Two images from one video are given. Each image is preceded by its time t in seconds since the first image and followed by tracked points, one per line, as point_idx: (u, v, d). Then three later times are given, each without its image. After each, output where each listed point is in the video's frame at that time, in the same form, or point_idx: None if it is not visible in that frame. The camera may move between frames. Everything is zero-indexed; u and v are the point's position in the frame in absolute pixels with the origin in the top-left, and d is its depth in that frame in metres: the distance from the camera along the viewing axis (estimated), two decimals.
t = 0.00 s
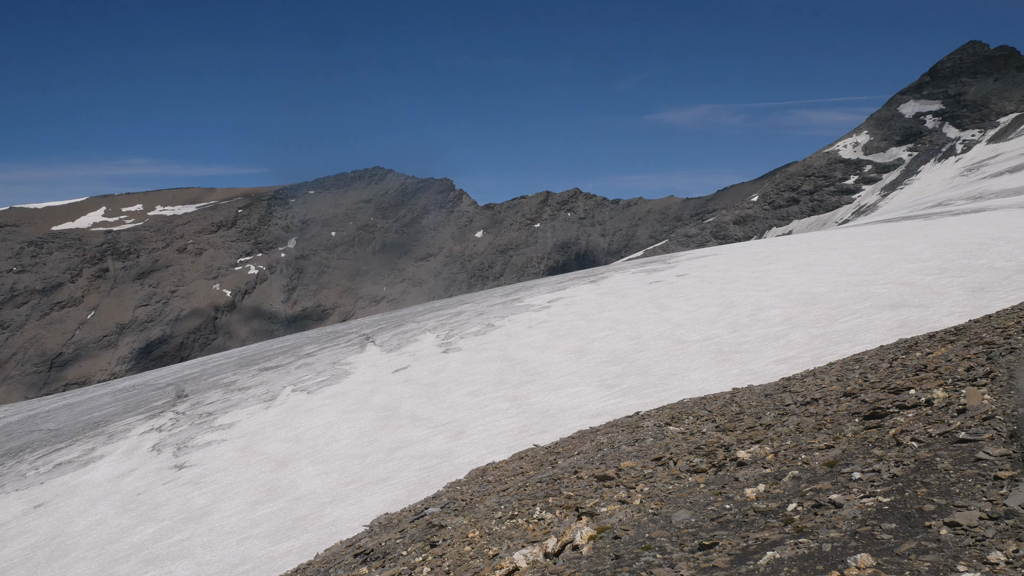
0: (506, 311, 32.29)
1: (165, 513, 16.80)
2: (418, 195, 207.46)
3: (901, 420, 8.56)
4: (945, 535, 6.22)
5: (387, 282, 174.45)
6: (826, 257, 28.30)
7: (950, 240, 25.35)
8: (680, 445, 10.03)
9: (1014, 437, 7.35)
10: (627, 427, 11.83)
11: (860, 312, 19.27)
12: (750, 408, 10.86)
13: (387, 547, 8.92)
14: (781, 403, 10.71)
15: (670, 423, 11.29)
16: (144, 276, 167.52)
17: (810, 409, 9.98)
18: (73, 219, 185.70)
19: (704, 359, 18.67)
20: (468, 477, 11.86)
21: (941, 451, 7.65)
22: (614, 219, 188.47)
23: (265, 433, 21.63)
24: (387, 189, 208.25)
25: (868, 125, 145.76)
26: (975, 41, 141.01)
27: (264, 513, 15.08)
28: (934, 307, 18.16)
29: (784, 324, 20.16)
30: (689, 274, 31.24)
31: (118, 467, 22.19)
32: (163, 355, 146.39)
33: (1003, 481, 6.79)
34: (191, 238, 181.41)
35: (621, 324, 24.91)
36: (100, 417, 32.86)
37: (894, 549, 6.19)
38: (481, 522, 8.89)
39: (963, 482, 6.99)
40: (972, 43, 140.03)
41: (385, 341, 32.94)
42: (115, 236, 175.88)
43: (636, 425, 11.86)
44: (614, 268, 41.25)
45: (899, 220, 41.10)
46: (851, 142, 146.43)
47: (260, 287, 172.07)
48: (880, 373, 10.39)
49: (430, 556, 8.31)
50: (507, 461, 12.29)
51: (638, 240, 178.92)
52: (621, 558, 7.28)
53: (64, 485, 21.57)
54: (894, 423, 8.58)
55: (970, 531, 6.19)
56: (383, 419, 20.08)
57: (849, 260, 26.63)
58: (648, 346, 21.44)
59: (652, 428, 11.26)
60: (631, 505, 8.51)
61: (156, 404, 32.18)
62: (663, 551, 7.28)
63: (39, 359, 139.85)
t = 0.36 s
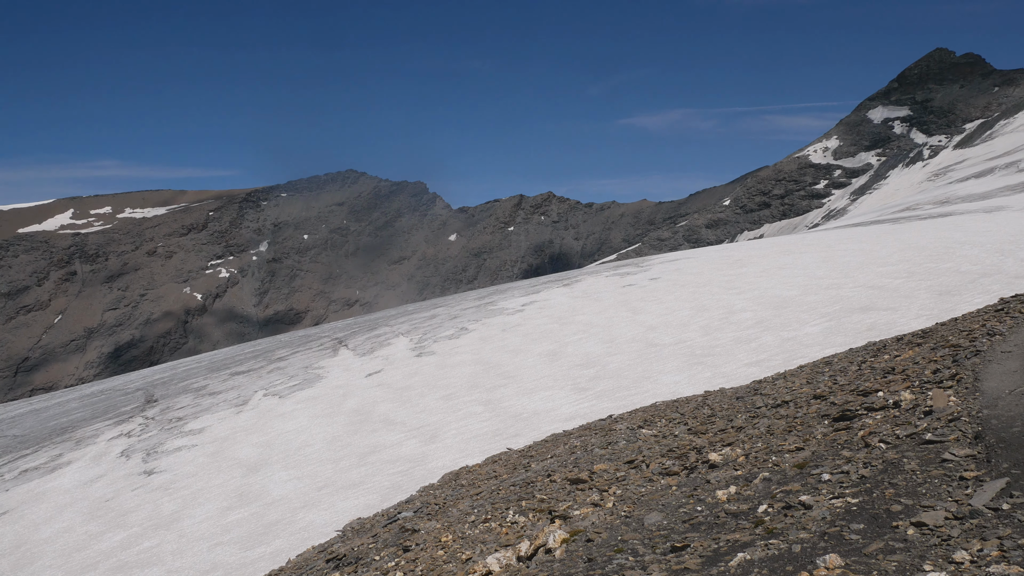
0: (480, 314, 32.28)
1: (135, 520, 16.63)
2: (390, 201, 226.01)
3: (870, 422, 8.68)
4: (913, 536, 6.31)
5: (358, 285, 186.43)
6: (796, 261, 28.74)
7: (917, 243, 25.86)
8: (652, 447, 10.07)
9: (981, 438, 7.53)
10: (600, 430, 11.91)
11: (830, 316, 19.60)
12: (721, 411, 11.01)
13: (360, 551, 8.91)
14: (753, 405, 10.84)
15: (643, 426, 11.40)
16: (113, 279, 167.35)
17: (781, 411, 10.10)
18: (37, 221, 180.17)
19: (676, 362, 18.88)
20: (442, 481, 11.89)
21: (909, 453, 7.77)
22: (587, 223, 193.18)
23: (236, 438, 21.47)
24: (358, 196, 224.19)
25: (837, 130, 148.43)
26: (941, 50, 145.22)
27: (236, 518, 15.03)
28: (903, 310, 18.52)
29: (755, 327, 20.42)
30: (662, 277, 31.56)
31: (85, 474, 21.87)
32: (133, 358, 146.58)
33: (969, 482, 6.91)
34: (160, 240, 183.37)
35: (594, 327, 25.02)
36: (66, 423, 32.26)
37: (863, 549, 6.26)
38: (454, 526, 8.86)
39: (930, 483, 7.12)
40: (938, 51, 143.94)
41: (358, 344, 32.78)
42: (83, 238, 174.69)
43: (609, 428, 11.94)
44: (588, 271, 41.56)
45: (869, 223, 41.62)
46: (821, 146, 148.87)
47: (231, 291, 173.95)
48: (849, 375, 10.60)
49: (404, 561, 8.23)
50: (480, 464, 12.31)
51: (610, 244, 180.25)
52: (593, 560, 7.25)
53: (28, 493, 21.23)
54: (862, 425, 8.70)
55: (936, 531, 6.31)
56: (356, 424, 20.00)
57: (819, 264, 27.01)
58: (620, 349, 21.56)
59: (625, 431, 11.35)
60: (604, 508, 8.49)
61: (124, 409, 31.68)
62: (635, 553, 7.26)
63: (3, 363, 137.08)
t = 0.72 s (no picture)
0: (452, 319, 32.25)
1: (100, 529, 16.37)
2: (363, 202, 219.66)
3: (837, 425, 8.79)
4: (878, 538, 6.39)
5: (330, 289, 182.44)
6: (766, 266, 29.25)
7: (883, 249, 26.57)
8: (623, 452, 10.13)
9: (943, 440, 7.75)
10: (572, 435, 11.95)
11: (799, 320, 20.01)
12: (691, 415, 11.13)
13: (328, 559, 8.84)
14: (723, 409, 10.95)
15: (614, 431, 11.48)
16: (77, 283, 165.78)
17: (750, 415, 10.20)
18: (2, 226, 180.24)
19: (648, 366, 19.06)
20: (413, 487, 11.89)
21: (874, 455, 7.89)
22: (559, 228, 194.28)
23: (205, 444, 21.24)
24: (331, 199, 218.60)
25: (807, 136, 149.18)
26: (905, 59, 147.40)
27: (203, 526, 14.86)
28: (869, 314, 19.01)
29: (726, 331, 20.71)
30: (634, 282, 31.80)
31: (49, 483, 21.50)
32: (98, 364, 146.07)
33: (933, 485, 7.05)
34: (127, 244, 181.52)
35: (566, 331, 25.19)
36: (29, 430, 31.64)
37: (830, 551, 6.32)
38: (425, 532, 8.81)
39: (894, 485, 7.24)
40: (903, 60, 146.16)
41: (329, 349, 32.53)
42: (48, 242, 173.32)
43: (580, 433, 12.00)
44: (560, 275, 41.67)
45: (836, 229, 42.28)
46: (790, 152, 150.01)
47: (199, 296, 171.81)
48: (817, 379, 10.78)
49: (373, 568, 8.18)
50: (451, 471, 12.30)
51: (582, 248, 183.97)
52: (564, 565, 7.23)
53: None
54: (829, 428, 8.81)
55: (901, 533, 6.41)
56: (327, 429, 19.86)
57: (788, 269, 27.53)
58: (592, 353, 21.69)
59: (596, 436, 11.40)
60: (574, 512, 8.47)
61: (89, 416, 31.14)
62: (606, 558, 7.24)
63: None
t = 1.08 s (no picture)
0: (426, 326, 32.24)
1: (65, 541, 16.18)
2: (336, 209, 221.90)
3: (806, 431, 8.89)
4: (846, 542, 6.46)
5: (303, 296, 188.02)
6: (737, 273, 29.75)
7: (852, 257, 27.11)
8: (595, 459, 10.16)
9: (911, 445, 7.88)
10: (545, 442, 11.99)
11: (770, 327, 20.28)
12: (664, 422, 11.23)
13: (297, 570, 8.80)
14: (695, 416, 11.05)
15: (587, 437, 11.53)
16: (45, 291, 165.53)
17: (723, 421, 10.28)
18: None
19: (621, 373, 19.21)
20: (387, 496, 11.91)
21: (843, 461, 7.97)
22: (533, 235, 204.33)
23: (174, 454, 21.00)
24: (304, 204, 219.78)
25: (776, 145, 151.98)
26: (874, 70, 150.37)
27: (173, 536, 14.72)
28: (839, 321, 19.34)
29: (698, 338, 20.98)
30: (607, 289, 32.06)
31: (14, 494, 21.13)
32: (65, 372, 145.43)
33: (900, 488, 7.15)
34: (96, 252, 180.02)
35: (539, 339, 25.33)
36: None
37: (798, 556, 6.38)
38: (398, 541, 8.76)
39: (864, 490, 7.31)
40: (871, 70, 149.47)
41: (301, 357, 32.31)
42: (14, 248, 173.04)
43: (554, 439, 12.06)
44: (534, 283, 41.85)
45: (806, 237, 43.04)
46: (761, 160, 152.56)
47: (169, 302, 172.88)
48: (787, 386, 10.93)
49: None
50: (424, 479, 12.31)
51: (556, 256, 190.50)
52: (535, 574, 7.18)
53: None
54: (800, 434, 8.89)
55: (869, 537, 6.48)
56: (299, 438, 19.74)
57: (759, 276, 27.95)
58: (566, 361, 21.81)
59: (570, 443, 11.44)
60: (548, 520, 8.44)
61: (56, 426, 30.62)
62: (579, 565, 7.20)
63: None
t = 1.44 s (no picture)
0: (399, 331, 32.11)
1: (32, 551, 16.00)
2: (308, 214, 225.70)
3: (777, 435, 8.99)
4: (816, 544, 6.53)
5: (275, 301, 188.80)
6: (711, 278, 30.05)
7: (823, 262, 27.58)
8: (569, 463, 10.19)
9: (878, 448, 8.01)
10: (519, 447, 12.01)
11: (743, 332, 20.55)
12: (637, 426, 11.33)
13: None
14: (669, 420, 11.15)
15: (561, 442, 11.57)
16: (13, 295, 168.52)
17: (695, 425, 10.39)
18: None
19: (595, 378, 19.34)
20: (361, 501, 11.92)
21: (813, 464, 8.06)
22: (507, 240, 206.05)
23: (144, 461, 20.80)
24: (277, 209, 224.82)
25: (749, 152, 153.88)
26: (845, 77, 151.25)
27: (142, 545, 14.64)
28: (810, 326, 19.65)
29: (672, 343, 21.19)
30: (581, 294, 32.15)
31: None
32: (32, 377, 146.94)
33: (868, 491, 7.25)
34: (64, 256, 183.77)
35: (514, 343, 25.42)
36: None
37: (769, 558, 6.42)
38: (371, 547, 8.74)
39: (833, 493, 7.40)
40: (842, 78, 150.34)
41: (274, 363, 31.96)
42: None
43: (528, 445, 12.07)
44: (508, 288, 41.80)
45: (781, 242, 43.34)
46: (734, 167, 154.20)
47: (139, 307, 173.90)
48: (759, 390, 11.08)
49: None
50: (398, 484, 12.34)
51: (530, 261, 192.45)
52: None
53: None
54: (771, 438, 8.98)
55: (838, 539, 6.55)
56: (271, 444, 19.64)
57: (731, 281, 28.30)
58: (540, 365, 21.95)
59: (544, 447, 11.47)
60: (521, 525, 8.41)
61: (20, 433, 30.07)
62: (552, 571, 7.16)
63: None
